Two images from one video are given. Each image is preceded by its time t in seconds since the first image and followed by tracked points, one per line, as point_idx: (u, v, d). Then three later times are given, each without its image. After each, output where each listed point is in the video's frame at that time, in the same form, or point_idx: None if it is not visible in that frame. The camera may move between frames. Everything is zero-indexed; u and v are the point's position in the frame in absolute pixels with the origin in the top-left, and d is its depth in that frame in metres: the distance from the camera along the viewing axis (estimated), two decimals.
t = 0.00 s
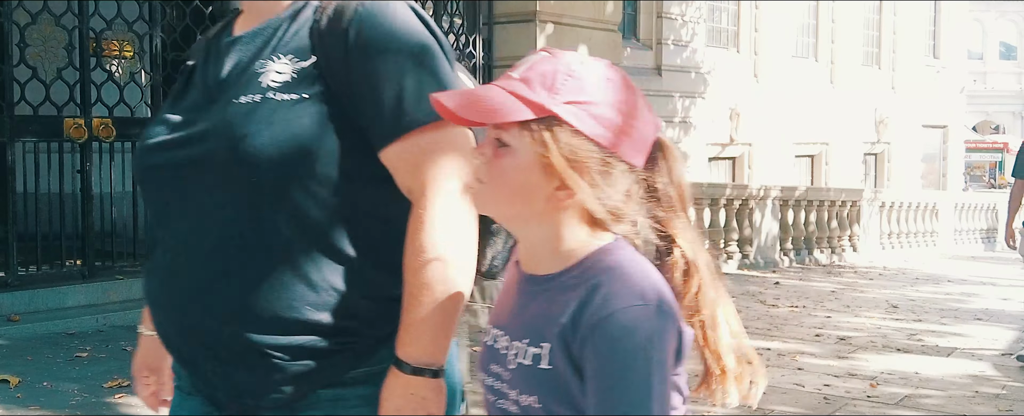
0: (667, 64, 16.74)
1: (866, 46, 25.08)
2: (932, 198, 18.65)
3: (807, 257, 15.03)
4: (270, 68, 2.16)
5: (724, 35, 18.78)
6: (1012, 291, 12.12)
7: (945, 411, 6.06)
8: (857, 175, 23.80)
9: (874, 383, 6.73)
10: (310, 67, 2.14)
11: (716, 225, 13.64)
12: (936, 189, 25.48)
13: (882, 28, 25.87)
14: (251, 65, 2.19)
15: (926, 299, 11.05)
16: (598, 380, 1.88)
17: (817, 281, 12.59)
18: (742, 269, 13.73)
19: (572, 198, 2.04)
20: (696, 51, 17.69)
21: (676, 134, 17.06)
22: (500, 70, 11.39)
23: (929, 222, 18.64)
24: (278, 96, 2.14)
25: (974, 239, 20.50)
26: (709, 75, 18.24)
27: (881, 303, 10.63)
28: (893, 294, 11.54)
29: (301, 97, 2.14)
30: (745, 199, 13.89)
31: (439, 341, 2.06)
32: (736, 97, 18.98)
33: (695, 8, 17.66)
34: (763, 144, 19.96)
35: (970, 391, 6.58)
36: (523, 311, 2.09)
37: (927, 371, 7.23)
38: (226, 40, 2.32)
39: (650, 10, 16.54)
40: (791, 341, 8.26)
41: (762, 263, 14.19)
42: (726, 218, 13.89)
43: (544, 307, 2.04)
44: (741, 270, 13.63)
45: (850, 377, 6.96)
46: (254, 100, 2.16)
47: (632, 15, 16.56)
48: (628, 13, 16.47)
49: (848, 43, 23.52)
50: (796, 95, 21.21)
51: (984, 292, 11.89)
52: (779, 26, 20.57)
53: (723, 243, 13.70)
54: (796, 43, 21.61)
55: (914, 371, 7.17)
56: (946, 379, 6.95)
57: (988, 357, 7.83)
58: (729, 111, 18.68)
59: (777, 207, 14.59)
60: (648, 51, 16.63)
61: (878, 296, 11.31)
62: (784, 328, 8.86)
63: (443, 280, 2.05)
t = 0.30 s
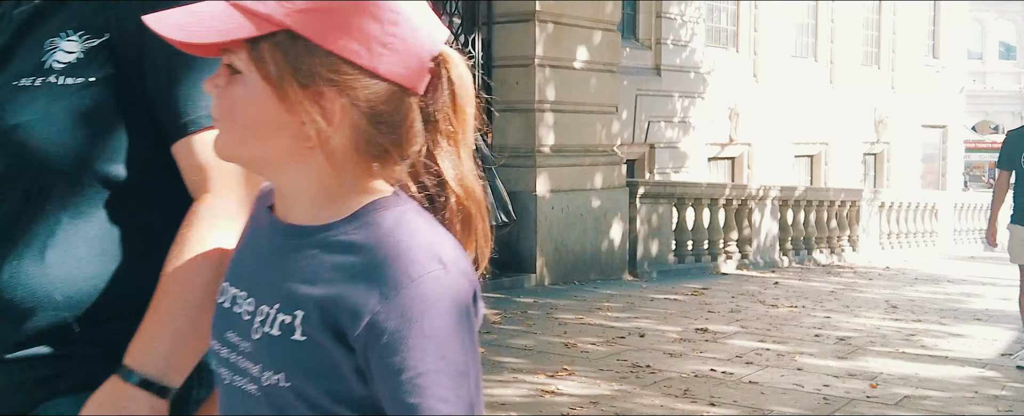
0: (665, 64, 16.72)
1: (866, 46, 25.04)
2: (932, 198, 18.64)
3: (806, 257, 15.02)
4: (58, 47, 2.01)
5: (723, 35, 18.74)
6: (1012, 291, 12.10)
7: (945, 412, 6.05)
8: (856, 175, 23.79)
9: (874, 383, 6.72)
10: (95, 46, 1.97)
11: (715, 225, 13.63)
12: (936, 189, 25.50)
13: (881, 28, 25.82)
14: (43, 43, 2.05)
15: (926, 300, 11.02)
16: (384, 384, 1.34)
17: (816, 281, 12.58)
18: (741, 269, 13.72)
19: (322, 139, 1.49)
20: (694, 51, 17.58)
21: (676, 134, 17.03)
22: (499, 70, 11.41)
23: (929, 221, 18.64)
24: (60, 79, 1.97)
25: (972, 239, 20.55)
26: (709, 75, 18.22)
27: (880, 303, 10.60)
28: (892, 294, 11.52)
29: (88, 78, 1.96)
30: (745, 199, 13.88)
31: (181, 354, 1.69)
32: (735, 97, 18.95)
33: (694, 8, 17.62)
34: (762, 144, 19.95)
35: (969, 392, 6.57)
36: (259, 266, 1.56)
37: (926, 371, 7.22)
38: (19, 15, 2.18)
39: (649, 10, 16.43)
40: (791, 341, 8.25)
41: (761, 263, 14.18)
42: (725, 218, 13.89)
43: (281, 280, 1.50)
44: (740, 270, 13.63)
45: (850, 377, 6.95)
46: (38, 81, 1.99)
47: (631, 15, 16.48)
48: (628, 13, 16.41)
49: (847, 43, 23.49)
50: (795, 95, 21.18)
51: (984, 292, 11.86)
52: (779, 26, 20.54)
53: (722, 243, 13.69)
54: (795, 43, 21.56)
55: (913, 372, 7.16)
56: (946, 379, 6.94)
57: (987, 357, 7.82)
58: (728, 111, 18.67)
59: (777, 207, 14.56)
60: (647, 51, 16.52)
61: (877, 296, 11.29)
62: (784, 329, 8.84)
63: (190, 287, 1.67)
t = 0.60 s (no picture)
0: (664, 64, 16.73)
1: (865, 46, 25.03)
2: (931, 198, 18.63)
3: (806, 257, 15.02)
4: None
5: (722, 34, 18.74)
6: (1011, 291, 12.10)
7: (944, 412, 6.04)
8: (855, 175, 23.81)
9: (874, 383, 6.72)
10: None
11: (714, 224, 13.64)
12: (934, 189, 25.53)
13: (880, 28, 25.80)
14: None
15: (924, 300, 11.03)
16: None
17: (815, 281, 12.59)
18: (740, 269, 13.73)
19: None
20: (694, 51, 17.62)
21: (676, 134, 17.04)
22: (499, 70, 11.44)
23: (929, 222, 18.63)
24: None
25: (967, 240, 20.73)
26: (709, 76, 18.23)
27: (879, 304, 10.60)
28: (891, 294, 11.52)
29: None
30: (744, 199, 13.89)
31: None
32: (734, 97, 18.95)
33: (694, 8, 17.62)
34: (762, 144, 19.96)
35: (969, 392, 6.56)
36: None
37: (925, 371, 7.21)
38: None
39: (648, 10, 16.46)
40: (789, 341, 8.25)
41: (761, 263, 14.20)
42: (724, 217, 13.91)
43: None
44: (739, 270, 13.63)
45: (849, 377, 6.95)
46: None
47: (631, 15, 16.49)
48: (627, 13, 16.42)
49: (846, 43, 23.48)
50: (794, 95, 21.19)
51: (983, 293, 11.86)
52: (778, 25, 20.54)
53: (721, 242, 13.71)
54: (794, 43, 21.56)
55: (911, 371, 7.15)
56: (946, 380, 6.93)
57: (985, 357, 7.82)
58: (727, 111, 18.69)
59: (776, 207, 14.56)
60: (646, 51, 16.50)
61: (876, 296, 11.30)
62: (782, 329, 8.84)
63: None
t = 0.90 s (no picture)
0: (663, 64, 16.73)
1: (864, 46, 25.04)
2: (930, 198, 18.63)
3: (805, 258, 15.02)
4: None
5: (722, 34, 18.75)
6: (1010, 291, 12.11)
7: (943, 412, 6.04)
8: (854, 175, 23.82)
9: (872, 383, 6.72)
10: None
11: (714, 224, 13.65)
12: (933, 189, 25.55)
13: (880, 28, 25.79)
14: None
15: (923, 300, 11.03)
16: None
17: (814, 281, 12.60)
18: (740, 269, 13.74)
19: None
20: (694, 51, 17.62)
21: (675, 134, 17.04)
22: (498, 71, 11.45)
23: (928, 222, 18.63)
24: None
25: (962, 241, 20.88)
26: (708, 76, 18.24)
27: (879, 304, 10.60)
28: (890, 294, 11.53)
29: None
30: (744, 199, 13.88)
31: None
32: (733, 97, 18.96)
33: (693, 8, 17.62)
34: (761, 144, 19.98)
35: (968, 391, 6.56)
36: None
37: (924, 371, 7.20)
38: None
39: (648, 10, 16.51)
40: (788, 341, 8.25)
41: (760, 263, 14.21)
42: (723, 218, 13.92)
43: None
44: (738, 270, 13.64)
45: (848, 377, 6.95)
46: None
47: (630, 15, 16.52)
48: (626, 13, 16.43)
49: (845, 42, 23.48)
50: (793, 95, 21.19)
51: (982, 293, 11.86)
52: (777, 25, 20.53)
53: (720, 242, 13.72)
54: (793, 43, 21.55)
55: (911, 372, 7.15)
56: (946, 379, 6.94)
57: (984, 357, 7.82)
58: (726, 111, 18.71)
59: (775, 207, 14.57)
60: (646, 51, 16.52)
61: (875, 296, 11.31)
62: (781, 329, 8.84)
63: None
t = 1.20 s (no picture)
0: (662, 64, 16.74)
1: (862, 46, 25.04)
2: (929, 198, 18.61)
3: (804, 258, 15.01)
4: None
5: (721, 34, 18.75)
6: (1009, 291, 12.10)
7: (942, 412, 6.04)
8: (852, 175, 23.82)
9: (871, 383, 6.72)
10: None
11: (712, 224, 13.64)
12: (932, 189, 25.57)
13: (879, 28, 25.78)
14: None
15: (922, 300, 11.02)
16: None
17: (813, 281, 12.59)
18: (739, 269, 13.74)
19: None
20: (692, 52, 17.62)
21: (673, 134, 17.02)
22: (496, 71, 11.45)
23: (926, 222, 18.62)
24: None
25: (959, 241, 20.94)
26: (707, 75, 18.23)
27: (877, 304, 10.58)
28: (889, 294, 11.52)
29: None
30: (743, 199, 13.87)
31: None
32: (732, 97, 18.97)
33: (693, 8, 17.60)
34: (760, 144, 19.99)
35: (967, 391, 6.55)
36: None
37: (923, 371, 7.20)
38: None
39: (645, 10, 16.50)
40: (787, 341, 8.25)
41: (759, 263, 14.22)
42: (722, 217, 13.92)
43: None
44: (737, 270, 13.64)
45: (846, 377, 6.95)
46: None
47: (628, 14, 16.53)
48: (624, 13, 16.42)
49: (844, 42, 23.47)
50: (792, 95, 21.20)
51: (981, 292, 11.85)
52: (776, 25, 20.53)
53: (720, 242, 13.72)
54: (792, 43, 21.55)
55: (909, 372, 7.15)
56: (945, 379, 6.93)
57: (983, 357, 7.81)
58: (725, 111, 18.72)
59: (774, 207, 14.57)
60: (644, 51, 16.52)
61: (874, 296, 11.30)
62: (780, 329, 8.84)
63: None
